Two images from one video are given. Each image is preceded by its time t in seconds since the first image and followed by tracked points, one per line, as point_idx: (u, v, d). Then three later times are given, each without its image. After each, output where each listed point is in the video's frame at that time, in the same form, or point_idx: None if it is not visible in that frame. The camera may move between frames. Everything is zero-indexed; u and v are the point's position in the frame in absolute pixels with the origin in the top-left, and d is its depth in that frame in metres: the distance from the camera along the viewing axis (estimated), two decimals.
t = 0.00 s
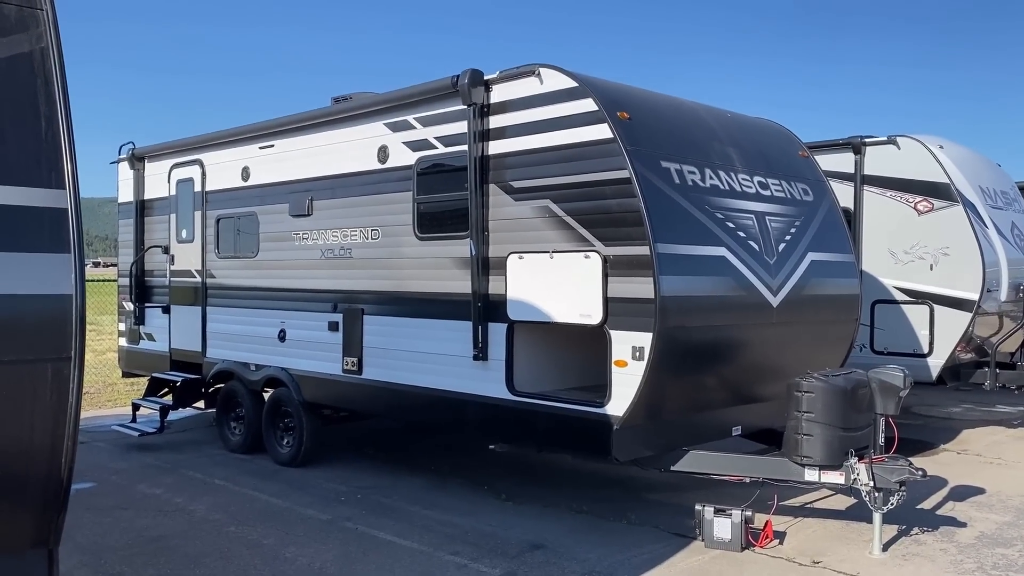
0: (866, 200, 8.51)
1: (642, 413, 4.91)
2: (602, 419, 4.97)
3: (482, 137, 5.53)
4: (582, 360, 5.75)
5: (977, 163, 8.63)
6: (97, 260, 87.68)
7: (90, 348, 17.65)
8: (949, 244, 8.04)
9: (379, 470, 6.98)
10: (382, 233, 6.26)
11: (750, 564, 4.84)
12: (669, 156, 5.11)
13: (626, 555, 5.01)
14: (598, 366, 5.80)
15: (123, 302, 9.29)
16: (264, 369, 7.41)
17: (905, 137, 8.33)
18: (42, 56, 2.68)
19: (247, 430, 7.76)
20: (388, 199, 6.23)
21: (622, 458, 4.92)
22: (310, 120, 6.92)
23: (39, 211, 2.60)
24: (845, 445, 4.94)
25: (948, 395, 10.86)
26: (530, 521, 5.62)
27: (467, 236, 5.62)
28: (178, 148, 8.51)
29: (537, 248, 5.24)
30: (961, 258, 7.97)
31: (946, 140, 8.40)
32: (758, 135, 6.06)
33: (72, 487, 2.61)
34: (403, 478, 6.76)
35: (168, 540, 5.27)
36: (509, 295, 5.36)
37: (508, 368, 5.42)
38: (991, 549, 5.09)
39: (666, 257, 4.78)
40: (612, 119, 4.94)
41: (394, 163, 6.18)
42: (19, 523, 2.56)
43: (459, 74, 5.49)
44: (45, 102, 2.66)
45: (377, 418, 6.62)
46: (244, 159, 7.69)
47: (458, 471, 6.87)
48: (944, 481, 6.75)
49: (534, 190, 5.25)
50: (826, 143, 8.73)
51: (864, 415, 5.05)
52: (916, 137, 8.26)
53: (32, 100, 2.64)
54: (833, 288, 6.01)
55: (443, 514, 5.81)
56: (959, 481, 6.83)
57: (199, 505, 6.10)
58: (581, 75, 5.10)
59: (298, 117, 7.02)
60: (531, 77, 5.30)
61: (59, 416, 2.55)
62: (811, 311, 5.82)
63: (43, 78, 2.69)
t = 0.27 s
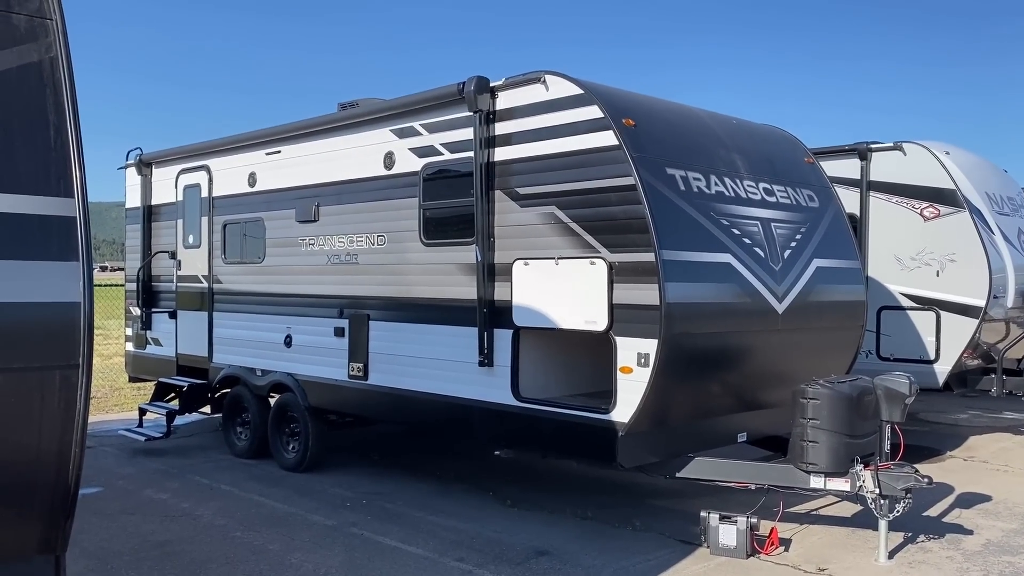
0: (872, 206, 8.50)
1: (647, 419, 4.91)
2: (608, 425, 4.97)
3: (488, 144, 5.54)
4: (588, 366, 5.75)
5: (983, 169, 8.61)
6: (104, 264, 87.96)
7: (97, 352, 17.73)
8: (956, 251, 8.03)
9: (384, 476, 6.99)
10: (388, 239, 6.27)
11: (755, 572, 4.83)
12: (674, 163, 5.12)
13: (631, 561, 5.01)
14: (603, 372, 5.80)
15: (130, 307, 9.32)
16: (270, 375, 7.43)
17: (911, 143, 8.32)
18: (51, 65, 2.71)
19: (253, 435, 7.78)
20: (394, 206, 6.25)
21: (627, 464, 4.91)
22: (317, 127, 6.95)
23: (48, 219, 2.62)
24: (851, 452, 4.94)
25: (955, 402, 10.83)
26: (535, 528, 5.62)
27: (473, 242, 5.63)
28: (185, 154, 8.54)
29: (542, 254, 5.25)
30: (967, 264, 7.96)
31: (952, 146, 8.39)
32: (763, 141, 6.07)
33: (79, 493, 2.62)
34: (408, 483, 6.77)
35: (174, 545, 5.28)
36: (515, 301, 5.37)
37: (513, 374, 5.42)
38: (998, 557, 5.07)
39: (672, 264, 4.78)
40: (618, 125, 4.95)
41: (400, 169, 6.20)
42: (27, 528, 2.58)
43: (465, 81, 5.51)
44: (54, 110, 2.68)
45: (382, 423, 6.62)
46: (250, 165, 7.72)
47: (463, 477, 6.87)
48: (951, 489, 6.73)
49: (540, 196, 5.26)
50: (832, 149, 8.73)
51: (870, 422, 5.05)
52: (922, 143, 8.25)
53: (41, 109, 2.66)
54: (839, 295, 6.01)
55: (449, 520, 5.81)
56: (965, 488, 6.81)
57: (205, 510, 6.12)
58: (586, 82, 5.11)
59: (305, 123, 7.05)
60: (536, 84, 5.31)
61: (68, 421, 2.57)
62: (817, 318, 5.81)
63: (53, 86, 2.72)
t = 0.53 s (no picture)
0: (872, 209, 8.51)
1: (645, 421, 4.92)
2: (606, 426, 4.99)
3: (488, 145, 5.56)
4: (587, 368, 5.76)
5: (983, 172, 8.62)
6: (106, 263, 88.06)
7: (98, 351, 17.76)
8: (955, 254, 8.03)
9: (383, 476, 7.01)
10: (388, 240, 6.29)
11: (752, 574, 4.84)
12: (674, 166, 5.13)
13: (629, 563, 5.02)
14: (602, 374, 5.81)
15: (131, 306, 9.34)
16: (270, 375, 7.45)
17: (911, 146, 8.33)
18: (51, 68, 2.72)
19: (253, 435, 7.79)
20: (394, 207, 6.27)
21: (625, 466, 4.93)
22: (317, 128, 6.96)
23: (47, 220, 2.63)
24: (848, 455, 4.94)
25: (954, 405, 10.84)
26: (533, 529, 5.63)
27: (473, 244, 5.64)
28: (186, 154, 8.57)
29: (542, 256, 5.26)
30: (967, 268, 7.96)
31: (952, 149, 8.40)
32: (763, 144, 6.08)
33: (77, 492, 2.64)
34: (407, 484, 6.78)
35: (173, 544, 5.29)
36: (514, 303, 5.38)
37: (512, 375, 5.44)
38: (995, 560, 5.08)
39: (670, 266, 4.79)
40: (617, 128, 4.96)
41: (401, 170, 6.21)
42: (25, 528, 2.59)
43: (466, 83, 5.53)
44: (54, 112, 2.69)
45: (381, 424, 6.64)
46: (251, 165, 7.74)
47: (462, 478, 6.89)
48: (949, 492, 6.74)
49: (539, 198, 5.27)
50: (832, 152, 8.74)
51: (867, 425, 5.06)
52: (922, 146, 8.26)
53: (41, 110, 2.68)
54: (838, 298, 6.02)
55: (447, 521, 5.83)
56: (963, 492, 6.82)
57: (204, 509, 6.13)
58: (586, 84, 5.12)
59: (306, 124, 7.07)
60: (536, 86, 5.33)
61: (66, 421, 2.58)
62: (816, 321, 5.83)
63: (53, 88, 2.73)
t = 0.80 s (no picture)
0: (868, 206, 8.52)
1: (639, 417, 4.94)
2: (599, 422, 5.00)
3: (483, 141, 5.56)
4: (581, 364, 5.77)
5: (979, 170, 8.63)
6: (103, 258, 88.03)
7: (94, 347, 17.75)
8: (951, 252, 8.04)
9: (378, 472, 7.01)
10: (384, 236, 6.29)
11: (745, 570, 4.85)
12: (669, 162, 5.14)
13: (622, 558, 5.03)
14: (597, 370, 5.82)
15: (127, 301, 9.34)
16: (265, 370, 7.45)
17: (907, 144, 8.34)
18: (43, 61, 2.72)
19: (249, 430, 7.79)
20: (389, 202, 6.27)
21: (618, 462, 4.94)
22: (313, 123, 6.95)
23: (39, 213, 2.63)
24: (841, 451, 4.96)
25: (949, 402, 10.86)
26: (528, 524, 5.64)
27: (468, 240, 5.64)
28: (182, 149, 8.56)
29: (536, 252, 5.26)
30: (962, 265, 7.97)
31: (948, 147, 8.41)
32: (759, 141, 6.08)
33: (68, 486, 2.64)
34: (402, 479, 6.79)
35: (167, 539, 5.30)
36: (509, 299, 5.39)
37: (507, 371, 5.44)
38: (987, 557, 5.10)
39: (665, 263, 4.80)
40: (612, 124, 4.96)
41: (396, 165, 6.21)
42: (17, 521, 2.60)
43: (461, 78, 5.53)
44: (45, 105, 2.69)
45: (376, 419, 6.64)
46: (247, 161, 7.73)
47: (457, 473, 6.90)
48: (942, 489, 6.76)
49: (534, 194, 5.28)
50: (828, 149, 8.75)
51: (860, 422, 5.07)
52: (918, 144, 8.26)
53: (32, 104, 2.68)
54: (832, 294, 6.03)
55: (442, 516, 5.84)
56: (957, 488, 6.84)
57: (199, 504, 6.14)
58: (581, 80, 5.12)
59: (302, 119, 7.06)
60: (532, 82, 5.33)
61: (57, 415, 2.59)
62: (810, 317, 5.84)
63: (44, 82, 2.73)
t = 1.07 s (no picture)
0: (859, 200, 8.54)
1: (628, 411, 4.95)
2: (589, 416, 5.01)
3: (473, 136, 5.55)
4: (572, 358, 5.77)
5: (970, 164, 8.65)
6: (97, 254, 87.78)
7: (87, 343, 17.71)
8: (941, 246, 8.07)
9: (370, 467, 7.02)
10: (375, 231, 6.29)
11: (735, 563, 4.87)
12: (658, 157, 5.14)
13: (612, 552, 5.05)
14: (588, 364, 5.82)
15: (119, 297, 9.32)
16: (257, 366, 7.45)
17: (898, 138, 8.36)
18: (25, 54, 2.71)
19: (241, 426, 7.79)
20: (380, 197, 6.27)
21: (608, 456, 4.95)
22: (303, 117, 6.94)
23: (22, 208, 2.63)
24: (831, 445, 4.98)
25: (940, 396, 10.91)
26: (519, 519, 5.66)
27: (459, 235, 5.64)
28: (173, 144, 8.53)
29: (527, 247, 5.26)
30: (953, 259, 8.00)
31: (939, 141, 8.43)
32: (749, 135, 6.09)
33: (52, 481, 2.64)
34: (393, 474, 6.79)
35: (158, 535, 5.30)
36: (499, 294, 5.39)
37: (497, 366, 5.45)
38: (975, 549, 5.12)
39: (654, 257, 4.80)
40: (601, 119, 4.96)
41: (387, 160, 6.20)
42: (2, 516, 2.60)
43: (451, 73, 5.52)
44: (27, 99, 2.69)
45: (368, 414, 6.65)
46: (238, 156, 7.71)
47: (449, 468, 6.90)
48: (932, 482, 6.79)
49: (524, 189, 5.28)
50: (820, 144, 8.76)
51: (850, 415, 5.09)
52: (909, 138, 8.28)
53: (14, 98, 2.67)
54: (822, 289, 6.04)
55: (433, 511, 5.84)
56: (947, 482, 6.87)
57: (190, 500, 6.14)
58: (571, 75, 5.12)
59: (292, 113, 7.05)
60: (522, 77, 5.33)
61: (41, 410, 2.58)
62: (800, 312, 5.85)
63: (26, 75, 2.72)
